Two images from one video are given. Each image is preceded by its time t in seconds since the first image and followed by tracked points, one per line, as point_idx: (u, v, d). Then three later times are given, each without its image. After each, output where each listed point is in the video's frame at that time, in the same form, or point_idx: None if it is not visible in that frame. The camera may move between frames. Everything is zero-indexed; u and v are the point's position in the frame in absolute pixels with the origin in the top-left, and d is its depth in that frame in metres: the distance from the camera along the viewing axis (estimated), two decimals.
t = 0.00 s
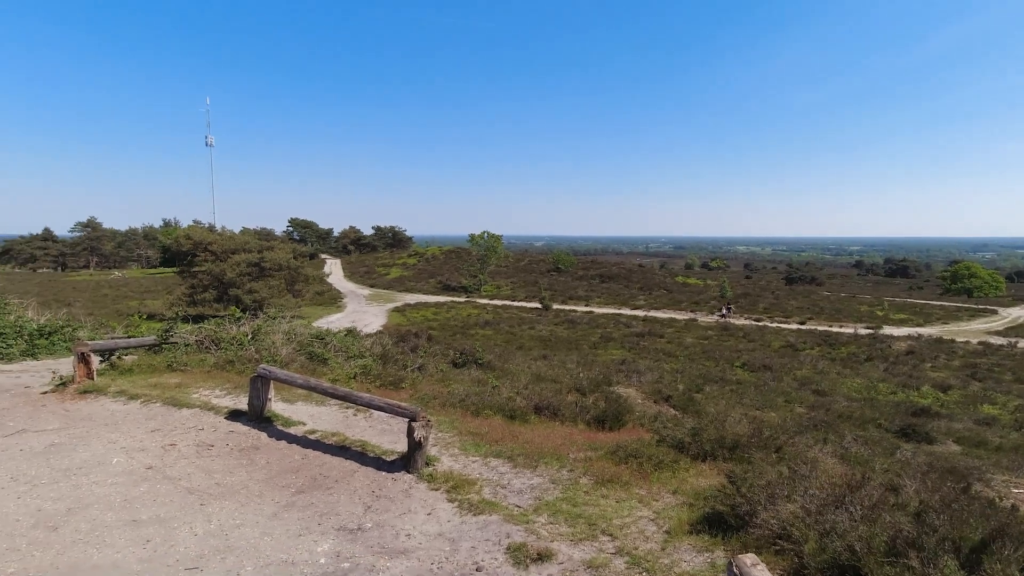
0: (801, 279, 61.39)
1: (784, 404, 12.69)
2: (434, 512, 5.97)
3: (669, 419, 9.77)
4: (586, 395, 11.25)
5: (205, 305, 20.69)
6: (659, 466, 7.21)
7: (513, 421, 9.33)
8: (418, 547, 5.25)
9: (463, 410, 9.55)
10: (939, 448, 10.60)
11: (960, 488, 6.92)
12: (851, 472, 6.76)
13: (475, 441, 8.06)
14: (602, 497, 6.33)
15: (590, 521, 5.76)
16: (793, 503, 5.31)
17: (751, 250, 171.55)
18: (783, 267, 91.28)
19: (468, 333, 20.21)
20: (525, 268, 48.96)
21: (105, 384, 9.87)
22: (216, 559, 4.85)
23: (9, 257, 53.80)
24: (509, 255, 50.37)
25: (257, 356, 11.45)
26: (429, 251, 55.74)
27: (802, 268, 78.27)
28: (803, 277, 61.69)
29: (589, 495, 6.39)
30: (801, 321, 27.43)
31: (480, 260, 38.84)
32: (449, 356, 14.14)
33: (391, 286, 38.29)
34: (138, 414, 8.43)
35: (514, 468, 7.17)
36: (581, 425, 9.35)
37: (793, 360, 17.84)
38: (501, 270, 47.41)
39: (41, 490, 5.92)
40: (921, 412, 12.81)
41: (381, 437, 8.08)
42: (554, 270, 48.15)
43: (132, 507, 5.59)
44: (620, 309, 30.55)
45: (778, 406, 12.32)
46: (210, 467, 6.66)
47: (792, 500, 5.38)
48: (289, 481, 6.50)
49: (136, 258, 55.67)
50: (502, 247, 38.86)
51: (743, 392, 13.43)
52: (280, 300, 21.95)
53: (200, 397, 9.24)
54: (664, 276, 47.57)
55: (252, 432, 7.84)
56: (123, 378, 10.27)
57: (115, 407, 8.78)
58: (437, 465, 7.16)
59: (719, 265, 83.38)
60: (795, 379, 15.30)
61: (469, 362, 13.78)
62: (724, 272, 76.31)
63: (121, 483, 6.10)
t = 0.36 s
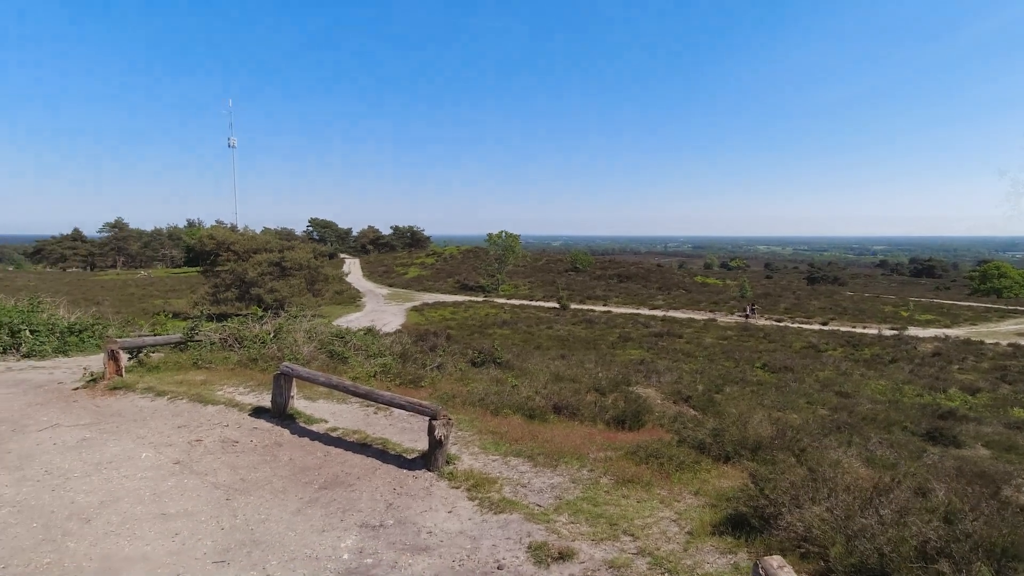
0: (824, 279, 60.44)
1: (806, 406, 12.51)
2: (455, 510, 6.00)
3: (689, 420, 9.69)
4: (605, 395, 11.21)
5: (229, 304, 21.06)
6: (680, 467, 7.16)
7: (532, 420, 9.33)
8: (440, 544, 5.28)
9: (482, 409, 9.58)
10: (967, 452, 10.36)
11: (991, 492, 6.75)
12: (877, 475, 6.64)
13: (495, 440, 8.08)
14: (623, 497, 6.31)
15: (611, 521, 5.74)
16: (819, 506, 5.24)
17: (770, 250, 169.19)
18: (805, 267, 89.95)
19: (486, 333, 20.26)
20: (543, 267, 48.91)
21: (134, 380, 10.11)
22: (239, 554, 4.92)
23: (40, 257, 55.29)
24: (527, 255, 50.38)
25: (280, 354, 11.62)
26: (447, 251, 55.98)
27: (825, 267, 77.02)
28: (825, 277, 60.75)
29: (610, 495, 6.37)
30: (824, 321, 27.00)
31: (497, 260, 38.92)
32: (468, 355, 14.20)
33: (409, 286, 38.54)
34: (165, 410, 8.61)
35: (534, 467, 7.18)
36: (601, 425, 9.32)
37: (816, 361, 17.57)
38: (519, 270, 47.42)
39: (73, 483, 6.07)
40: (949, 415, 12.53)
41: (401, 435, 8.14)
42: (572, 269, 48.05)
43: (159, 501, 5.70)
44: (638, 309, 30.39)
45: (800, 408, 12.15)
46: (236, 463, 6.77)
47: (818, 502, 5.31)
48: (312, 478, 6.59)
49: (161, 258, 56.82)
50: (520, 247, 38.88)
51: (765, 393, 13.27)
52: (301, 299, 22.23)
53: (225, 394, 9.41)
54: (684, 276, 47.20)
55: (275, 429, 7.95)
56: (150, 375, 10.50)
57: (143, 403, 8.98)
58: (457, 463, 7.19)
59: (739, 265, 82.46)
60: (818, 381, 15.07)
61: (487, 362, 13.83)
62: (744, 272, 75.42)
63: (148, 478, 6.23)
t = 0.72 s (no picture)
0: (837, 278, 59.87)
1: (818, 406, 12.42)
2: (465, 508, 6.03)
3: (699, 420, 9.65)
4: (615, 394, 11.20)
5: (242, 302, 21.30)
6: (691, 467, 7.13)
7: (542, 419, 9.35)
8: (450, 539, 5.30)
9: (492, 408, 9.61)
10: (983, 453, 10.23)
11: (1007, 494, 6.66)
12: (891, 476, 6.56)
13: (506, 438, 8.11)
14: (633, 497, 6.30)
15: (620, 521, 5.73)
16: (830, 517, 5.21)
17: (782, 248, 167.67)
18: (818, 267, 89.07)
19: (497, 332, 20.30)
20: (554, 267, 48.88)
21: (149, 377, 10.27)
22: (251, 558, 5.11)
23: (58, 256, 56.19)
24: (538, 255, 50.39)
25: (293, 352, 11.73)
26: (458, 250, 56.10)
27: (839, 267, 76.20)
28: (839, 277, 60.16)
29: (620, 495, 6.37)
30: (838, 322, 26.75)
31: (508, 260, 38.95)
32: (479, 354, 14.25)
33: (420, 285, 38.70)
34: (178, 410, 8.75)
35: (545, 467, 7.20)
36: (611, 425, 9.32)
37: (829, 361, 17.43)
38: (529, 269, 47.43)
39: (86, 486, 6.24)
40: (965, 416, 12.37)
41: (412, 434, 8.19)
42: (583, 269, 47.98)
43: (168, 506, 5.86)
44: (649, 309, 30.31)
45: (812, 408, 12.07)
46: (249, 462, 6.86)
47: (829, 514, 5.29)
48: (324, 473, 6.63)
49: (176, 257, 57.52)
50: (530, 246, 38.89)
51: (776, 393, 13.19)
52: (313, 298, 22.42)
53: (239, 392, 9.52)
54: (695, 276, 46.95)
55: (288, 427, 8.04)
56: (165, 372, 10.65)
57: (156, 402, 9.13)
58: (467, 462, 7.21)
59: (751, 265, 81.81)
60: (831, 381, 14.95)
61: (498, 360, 13.87)
62: (756, 272, 74.83)
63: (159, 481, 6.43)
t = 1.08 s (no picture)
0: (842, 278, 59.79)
1: (819, 404, 12.51)
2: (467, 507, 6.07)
3: (701, 419, 9.74)
4: (618, 393, 11.28)
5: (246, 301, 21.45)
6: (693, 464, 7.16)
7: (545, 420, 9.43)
8: (451, 542, 5.29)
9: (495, 407, 9.70)
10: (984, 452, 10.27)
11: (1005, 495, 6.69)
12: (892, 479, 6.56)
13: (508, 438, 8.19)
14: (634, 497, 6.31)
15: (623, 520, 5.70)
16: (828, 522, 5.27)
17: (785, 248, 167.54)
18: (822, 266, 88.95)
19: (500, 330, 20.41)
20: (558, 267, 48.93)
21: (154, 377, 10.39)
22: (256, 572, 5.23)
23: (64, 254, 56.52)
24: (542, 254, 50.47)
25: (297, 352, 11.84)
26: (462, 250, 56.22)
27: (842, 267, 76.12)
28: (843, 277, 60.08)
29: (621, 496, 6.37)
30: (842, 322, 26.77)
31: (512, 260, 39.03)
32: (482, 352, 14.34)
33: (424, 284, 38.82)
34: (180, 413, 8.84)
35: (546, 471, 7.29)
36: (612, 425, 9.40)
37: (831, 361, 17.48)
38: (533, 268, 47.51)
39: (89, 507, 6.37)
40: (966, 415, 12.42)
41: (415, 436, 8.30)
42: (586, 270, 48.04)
43: (176, 526, 6.01)
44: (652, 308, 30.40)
45: (812, 407, 12.17)
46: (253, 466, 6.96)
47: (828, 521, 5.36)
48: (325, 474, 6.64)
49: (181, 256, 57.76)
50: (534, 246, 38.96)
51: (778, 392, 13.27)
52: (317, 297, 22.55)
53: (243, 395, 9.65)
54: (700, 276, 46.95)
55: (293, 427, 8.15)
56: (171, 372, 10.78)
57: (158, 404, 9.19)
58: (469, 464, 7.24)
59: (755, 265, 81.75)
60: (833, 380, 15.01)
61: (501, 358, 13.95)
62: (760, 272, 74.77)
63: (164, 499, 6.57)
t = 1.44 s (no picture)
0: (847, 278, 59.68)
1: (824, 404, 12.50)
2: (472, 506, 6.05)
3: (707, 420, 9.72)
4: (623, 393, 11.27)
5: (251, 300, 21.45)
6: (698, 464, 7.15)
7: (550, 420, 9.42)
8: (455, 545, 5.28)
9: (500, 407, 9.69)
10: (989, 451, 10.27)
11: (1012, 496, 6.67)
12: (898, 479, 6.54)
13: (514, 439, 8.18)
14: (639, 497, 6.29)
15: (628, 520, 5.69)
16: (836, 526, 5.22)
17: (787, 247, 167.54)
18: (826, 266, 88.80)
19: (505, 330, 20.40)
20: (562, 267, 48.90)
21: (160, 377, 10.40)
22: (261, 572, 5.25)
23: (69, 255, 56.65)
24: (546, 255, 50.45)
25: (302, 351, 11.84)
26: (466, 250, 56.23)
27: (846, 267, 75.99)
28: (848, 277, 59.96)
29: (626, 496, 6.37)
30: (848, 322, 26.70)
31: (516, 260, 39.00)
32: (487, 352, 14.33)
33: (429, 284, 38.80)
34: (186, 413, 8.85)
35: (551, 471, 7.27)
36: (618, 425, 9.39)
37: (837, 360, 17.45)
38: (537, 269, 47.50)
39: (94, 507, 6.37)
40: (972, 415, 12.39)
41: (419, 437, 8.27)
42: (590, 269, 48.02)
43: (182, 526, 6.01)
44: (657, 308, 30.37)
45: (818, 407, 12.15)
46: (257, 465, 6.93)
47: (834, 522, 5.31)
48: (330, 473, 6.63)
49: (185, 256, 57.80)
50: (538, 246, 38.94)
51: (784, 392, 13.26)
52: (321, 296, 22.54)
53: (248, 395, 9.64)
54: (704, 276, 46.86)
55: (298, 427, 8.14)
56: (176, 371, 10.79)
57: (163, 404, 9.20)
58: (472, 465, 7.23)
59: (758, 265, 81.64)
60: (839, 380, 15.00)
61: (505, 358, 13.94)
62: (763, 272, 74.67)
63: (169, 498, 6.58)
